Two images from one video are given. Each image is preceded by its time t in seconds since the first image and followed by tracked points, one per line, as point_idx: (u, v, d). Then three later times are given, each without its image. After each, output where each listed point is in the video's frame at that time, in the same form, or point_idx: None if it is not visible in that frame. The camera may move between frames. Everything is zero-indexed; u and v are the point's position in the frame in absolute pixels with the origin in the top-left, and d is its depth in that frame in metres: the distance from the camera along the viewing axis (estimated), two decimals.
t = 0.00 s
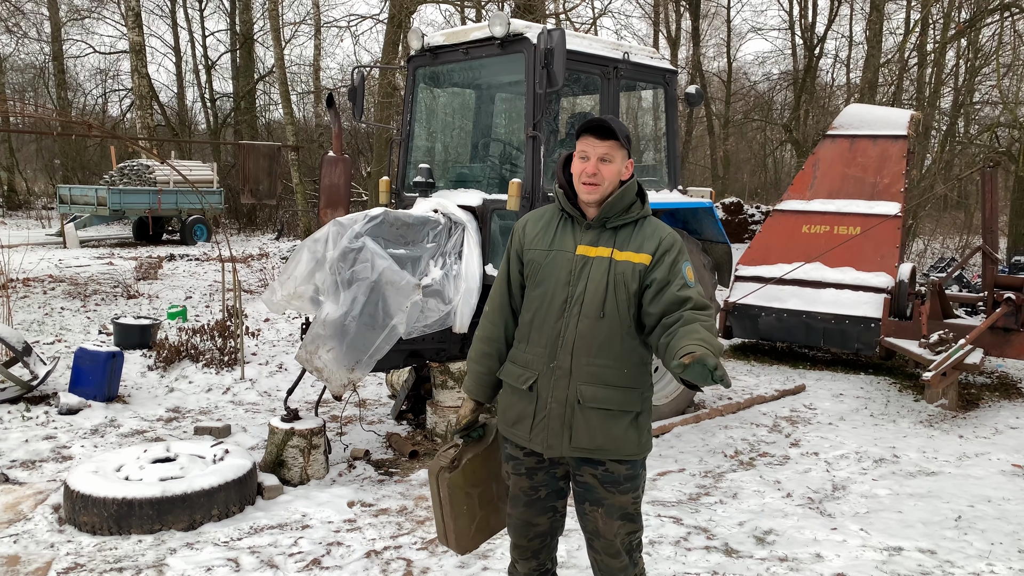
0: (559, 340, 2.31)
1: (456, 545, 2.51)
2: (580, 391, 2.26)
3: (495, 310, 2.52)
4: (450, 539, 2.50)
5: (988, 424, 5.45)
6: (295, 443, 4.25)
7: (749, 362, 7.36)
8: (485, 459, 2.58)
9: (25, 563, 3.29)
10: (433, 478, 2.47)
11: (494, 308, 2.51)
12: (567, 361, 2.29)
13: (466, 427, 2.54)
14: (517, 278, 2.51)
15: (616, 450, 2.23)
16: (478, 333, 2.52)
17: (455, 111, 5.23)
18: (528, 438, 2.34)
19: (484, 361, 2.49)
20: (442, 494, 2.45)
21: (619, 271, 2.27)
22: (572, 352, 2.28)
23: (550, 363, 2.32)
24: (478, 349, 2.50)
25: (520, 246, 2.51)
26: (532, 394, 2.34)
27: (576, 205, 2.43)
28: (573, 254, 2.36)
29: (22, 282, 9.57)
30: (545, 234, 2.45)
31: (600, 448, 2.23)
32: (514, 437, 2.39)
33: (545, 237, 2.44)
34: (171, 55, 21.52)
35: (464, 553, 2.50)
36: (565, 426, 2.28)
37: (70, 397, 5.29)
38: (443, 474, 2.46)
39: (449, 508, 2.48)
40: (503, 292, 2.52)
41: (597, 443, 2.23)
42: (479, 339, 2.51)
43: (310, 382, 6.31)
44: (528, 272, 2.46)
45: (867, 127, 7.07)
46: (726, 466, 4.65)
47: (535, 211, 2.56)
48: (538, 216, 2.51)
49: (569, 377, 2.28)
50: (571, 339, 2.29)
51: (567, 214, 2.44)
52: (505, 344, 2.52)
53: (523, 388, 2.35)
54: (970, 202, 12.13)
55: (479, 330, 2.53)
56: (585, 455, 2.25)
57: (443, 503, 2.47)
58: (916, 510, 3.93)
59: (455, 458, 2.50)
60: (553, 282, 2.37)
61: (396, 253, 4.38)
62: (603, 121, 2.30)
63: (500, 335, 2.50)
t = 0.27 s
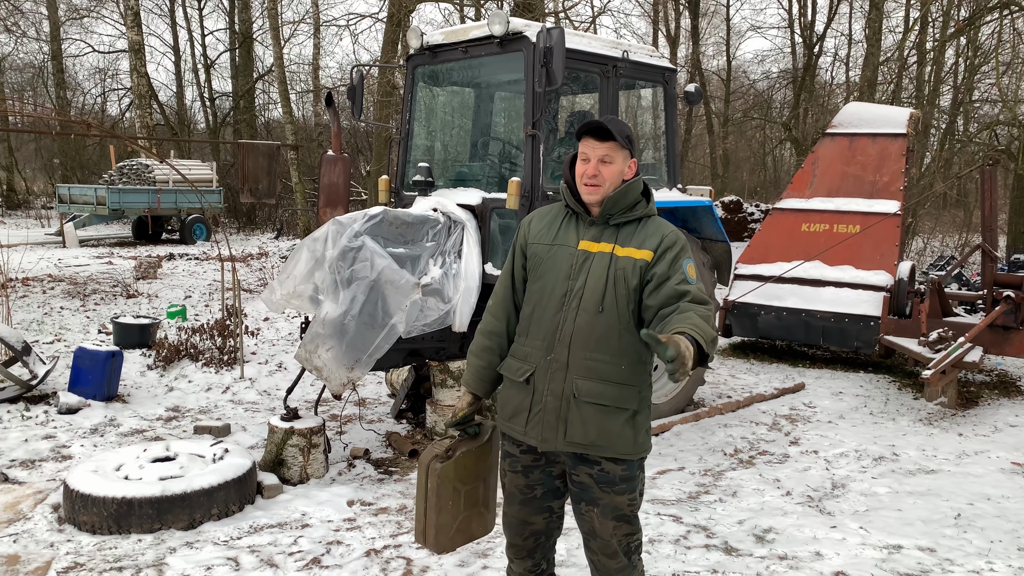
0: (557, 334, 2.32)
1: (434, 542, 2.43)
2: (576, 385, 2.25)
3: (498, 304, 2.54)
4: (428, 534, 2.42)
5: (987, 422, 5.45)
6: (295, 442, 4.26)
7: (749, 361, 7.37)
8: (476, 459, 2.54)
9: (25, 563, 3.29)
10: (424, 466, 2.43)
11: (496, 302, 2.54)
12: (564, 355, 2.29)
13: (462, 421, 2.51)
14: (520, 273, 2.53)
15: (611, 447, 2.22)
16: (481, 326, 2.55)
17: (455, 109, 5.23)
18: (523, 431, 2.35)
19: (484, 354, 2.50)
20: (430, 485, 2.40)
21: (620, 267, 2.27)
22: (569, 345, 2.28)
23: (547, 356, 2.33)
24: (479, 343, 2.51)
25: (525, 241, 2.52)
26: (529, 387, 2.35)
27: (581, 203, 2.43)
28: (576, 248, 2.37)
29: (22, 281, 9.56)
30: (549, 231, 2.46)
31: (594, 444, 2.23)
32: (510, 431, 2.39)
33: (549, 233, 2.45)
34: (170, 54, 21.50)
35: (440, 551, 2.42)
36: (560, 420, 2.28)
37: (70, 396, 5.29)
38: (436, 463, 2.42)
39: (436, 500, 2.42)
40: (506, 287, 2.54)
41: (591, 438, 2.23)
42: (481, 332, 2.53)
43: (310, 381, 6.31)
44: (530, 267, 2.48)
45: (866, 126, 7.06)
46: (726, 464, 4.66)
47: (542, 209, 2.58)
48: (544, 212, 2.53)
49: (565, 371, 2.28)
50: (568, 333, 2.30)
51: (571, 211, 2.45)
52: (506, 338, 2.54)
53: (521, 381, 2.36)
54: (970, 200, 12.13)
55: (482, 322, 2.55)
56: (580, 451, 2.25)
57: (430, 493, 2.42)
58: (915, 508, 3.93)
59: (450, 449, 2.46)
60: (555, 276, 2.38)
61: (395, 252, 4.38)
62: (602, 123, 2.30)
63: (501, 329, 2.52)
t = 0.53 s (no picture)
0: (558, 333, 2.32)
1: (448, 542, 2.43)
2: (575, 385, 2.25)
3: (498, 302, 2.54)
4: (441, 535, 2.43)
5: (986, 422, 5.45)
6: (294, 442, 4.25)
7: (748, 360, 7.37)
8: (481, 456, 2.55)
9: (23, 562, 3.28)
10: (431, 469, 2.42)
11: (496, 301, 2.53)
12: (563, 355, 2.29)
13: (463, 420, 2.52)
14: (520, 272, 2.53)
15: (608, 448, 2.22)
16: (481, 324, 2.54)
17: (454, 109, 5.23)
18: (521, 431, 2.34)
19: (483, 354, 2.50)
20: (441, 487, 2.40)
21: (621, 267, 2.27)
22: (570, 345, 2.28)
23: (547, 355, 2.32)
24: (478, 342, 2.51)
25: (525, 241, 2.52)
26: (527, 386, 2.34)
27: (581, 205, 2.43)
28: (577, 249, 2.37)
29: (20, 281, 9.55)
30: (551, 231, 2.45)
31: (592, 444, 2.22)
32: (508, 430, 2.39)
33: (550, 233, 2.45)
34: (169, 53, 21.48)
35: (456, 551, 2.43)
36: (558, 420, 2.27)
37: (69, 396, 5.28)
38: (442, 465, 2.42)
39: (445, 501, 2.43)
40: (506, 285, 2.54)
41: (590, 438, 2.22)
42: (481, 330, 2.53)
43: (308, 380, 6.31)
44: (531, 267, 2.48)
45: (866, 125, 7.06)
46: (725, 463, 4.66)
47: (541, 210, 2.57)
48: (545, 213, 2.53)
49: (565, 371, 2.29)
50: (568, 331, 2.30)
51: (570, 213, 2.44)
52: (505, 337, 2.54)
53: (519, 381, 2.36)
54: (969, 200, 12.14)
55: (481, 320, 2.55)
56: (577, 451, 2.24)
57: (439, 495, 2.42)
58: (914, 507, 3.93)
59: (456, 449, 2.47)
60: (555, 275, 2.38)
61: (394, 251, 4.38)
62: (587, 137, 2.24)
63: (500, 328, 2.52)
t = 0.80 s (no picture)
0: (551, 333, 2.31)
1: (470, 538, 2.63)
2: (572, 383, 2.25)
3: (486, 306, 2.53)
4: (462, 536, 2.63)
5: (986, 421, 5.45)
6: (294, 441, 4.25)
7: (747, 360, 7.37)
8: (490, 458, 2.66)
9: (22, 562, 3.28)
10: (441, 483, 2.58)
11: (484, 306, 2.52)
12: (558, 355, 2.29)
13: (465, 429, 2.59)
14: (507, 276, 2.52)
15: (609, 443, 2.22)
16: (470, 330, 2.54)
17: (454, 108, 5.23)
18: (520, 433, 2.33)
19: (475, 360, 2.50)
20: (452, 498, 2.57)
21: (610, 262, 2.28)
22: (564, 344, 2.28)
23: (542, 356, 2.32)
24: (469, 347, 2.51)
25: (510, 245, 2.51)
26: (524, 388, 2.34)
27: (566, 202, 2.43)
28: (563, 248, 2.36)
29: (19, 280, 9.54)
30: (534, 232, 2.45)
31: (593, 441, 2.22)
32: (505, 432, 2.38)
33: (534, 234, 2.44)
34: (168, 52, 21.46)
35: (477, 546, 2.62)
36: (557, 419, 2.27)
37: (68, 395, 5.28)
38: (450, 479, 2.57)
39: (459, 508, 2.59)
40: (493, 290, 2.53)
41: (590, 435, 2.22)
42: (471, 336, 2.52)
43: (308, 380, 6.31)
44: (518, 269, 2.47)
45: (865, 125, 7.05)
46: (724, 463, 4.66)
47: (523, 210, 2.56)
48: (526, 214, 2.52)
49: (560, 371, 2.28)
50: (562, 330, 2.29)
51: (555, 212, 2.44)
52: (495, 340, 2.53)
53: (515, 383, 2.35)
54: (968, 199, 12.14)
55: (471, 326, 2.54)
56: (578, 449, 2.24)
57: (452, 504, 2.59)
58: (914, 507, 3.94)
59: (462, 461, 2.59)
60: (543, 276, 2.37)
61: (393, 250, 4.38)
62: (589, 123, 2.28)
63: (490, 332, 2.52)
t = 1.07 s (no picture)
0: (543, 336, 2.31)
1: (468, 540, 2.62)
2: (567, 385, 2.25)
3: (472, 312, 2.51)
4: (460, 537, 2.64)
5: (987, 421, 5.45)
6: (294, 440, 4.25)
7: (748, 359, 7.37)
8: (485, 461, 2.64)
9: (23, 561, 3.28)
10: (437, 488, 2.58)
11: (471, 311, 2.50)
12: (552, 357, 2.29)
13: (459, 434, 2.56)
14: (492, 281, 2.50)
15: (607, 442, 2.23)
16: (456, 336, 2.51)
17: (454, 107, 5.23)
18: (517, 437, 2.33)
19: (466, 366, 2.49)
20: (447, 504, 2.57)
21: (597, 262, 2.29)
22: (557, 347, 2.28)
23: (534, 359, 2.32)
24: (457, 354, 2.49)
25: (493, 249, 2.49)
26: (519, 392, 2.33)
27: (547, 204, 2.42)
28: (549, 251, 2.36)
29: (20, 279, 9.54)
30: (518, 236, 2.43)
31: (592, 441, 2.23)
32: (501, 438, 2.37)
33: (518, 237, 2.43)
34: (169, 51, 21.46)
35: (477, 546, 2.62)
36: (554, 422, 2.27)
37: (69, 394, 5.28)
38: (445, 484, 2.56)
39: (455, 511, 2.59)
40: (478, 295, 2.51)
41: (587, 436, 2.23)
42: (458, 342, 2.50)
43: (309, 379, 6.31)
44: (504, 273, 2.45)
45: (866, 124, 7.05)
46: (725, 462, 4.66)
47: (502, 214, 2.54)
48: (507, 218, 2.50)
49: (555, 373, 2.28)
50: (554, 333, 2.29)
51: (537, 214, 2.43)
52: (483, 345, 2.51)
53: (509, 388, 2.34)
54: (970, 199, 12.12)
55: (457, 332, 2.51)
56: (576, 450, 2.25)
57: (448, 508, 2.59)
58: (915, 506, 3.93)
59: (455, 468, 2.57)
60: (530, 279, 2.36)
61: (394, 249, 4.38)
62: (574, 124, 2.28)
63: (478, 337, 2.50)
